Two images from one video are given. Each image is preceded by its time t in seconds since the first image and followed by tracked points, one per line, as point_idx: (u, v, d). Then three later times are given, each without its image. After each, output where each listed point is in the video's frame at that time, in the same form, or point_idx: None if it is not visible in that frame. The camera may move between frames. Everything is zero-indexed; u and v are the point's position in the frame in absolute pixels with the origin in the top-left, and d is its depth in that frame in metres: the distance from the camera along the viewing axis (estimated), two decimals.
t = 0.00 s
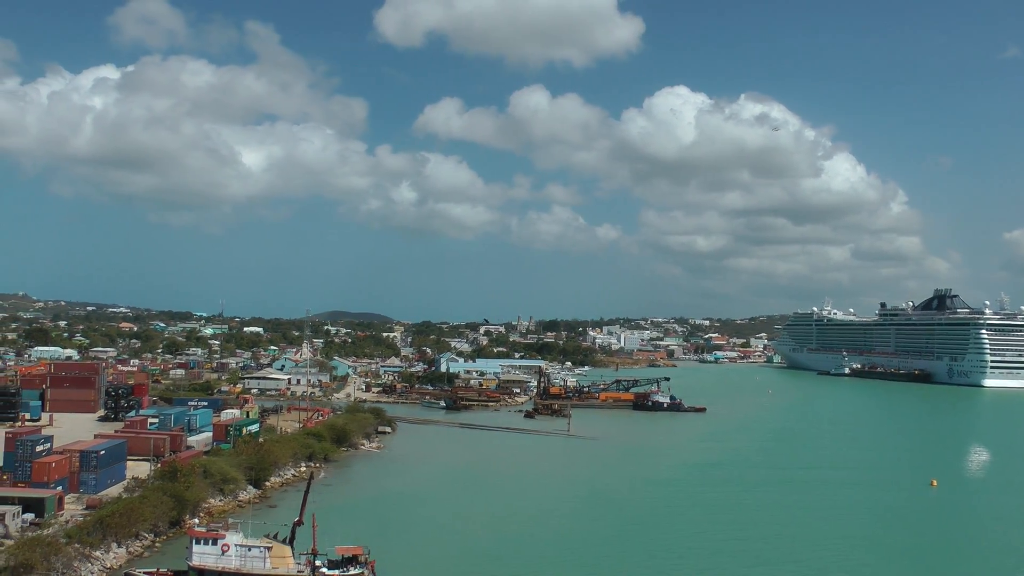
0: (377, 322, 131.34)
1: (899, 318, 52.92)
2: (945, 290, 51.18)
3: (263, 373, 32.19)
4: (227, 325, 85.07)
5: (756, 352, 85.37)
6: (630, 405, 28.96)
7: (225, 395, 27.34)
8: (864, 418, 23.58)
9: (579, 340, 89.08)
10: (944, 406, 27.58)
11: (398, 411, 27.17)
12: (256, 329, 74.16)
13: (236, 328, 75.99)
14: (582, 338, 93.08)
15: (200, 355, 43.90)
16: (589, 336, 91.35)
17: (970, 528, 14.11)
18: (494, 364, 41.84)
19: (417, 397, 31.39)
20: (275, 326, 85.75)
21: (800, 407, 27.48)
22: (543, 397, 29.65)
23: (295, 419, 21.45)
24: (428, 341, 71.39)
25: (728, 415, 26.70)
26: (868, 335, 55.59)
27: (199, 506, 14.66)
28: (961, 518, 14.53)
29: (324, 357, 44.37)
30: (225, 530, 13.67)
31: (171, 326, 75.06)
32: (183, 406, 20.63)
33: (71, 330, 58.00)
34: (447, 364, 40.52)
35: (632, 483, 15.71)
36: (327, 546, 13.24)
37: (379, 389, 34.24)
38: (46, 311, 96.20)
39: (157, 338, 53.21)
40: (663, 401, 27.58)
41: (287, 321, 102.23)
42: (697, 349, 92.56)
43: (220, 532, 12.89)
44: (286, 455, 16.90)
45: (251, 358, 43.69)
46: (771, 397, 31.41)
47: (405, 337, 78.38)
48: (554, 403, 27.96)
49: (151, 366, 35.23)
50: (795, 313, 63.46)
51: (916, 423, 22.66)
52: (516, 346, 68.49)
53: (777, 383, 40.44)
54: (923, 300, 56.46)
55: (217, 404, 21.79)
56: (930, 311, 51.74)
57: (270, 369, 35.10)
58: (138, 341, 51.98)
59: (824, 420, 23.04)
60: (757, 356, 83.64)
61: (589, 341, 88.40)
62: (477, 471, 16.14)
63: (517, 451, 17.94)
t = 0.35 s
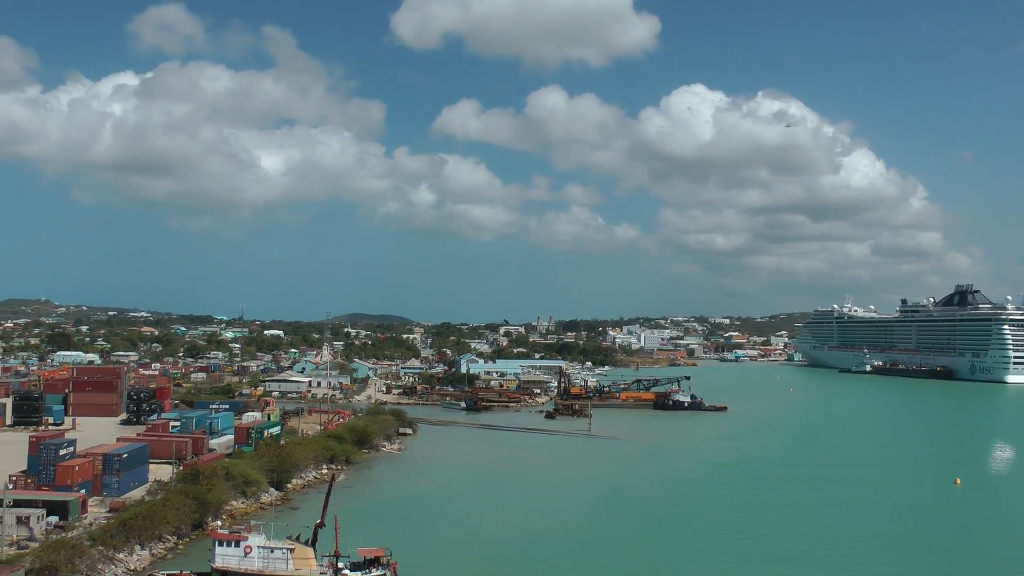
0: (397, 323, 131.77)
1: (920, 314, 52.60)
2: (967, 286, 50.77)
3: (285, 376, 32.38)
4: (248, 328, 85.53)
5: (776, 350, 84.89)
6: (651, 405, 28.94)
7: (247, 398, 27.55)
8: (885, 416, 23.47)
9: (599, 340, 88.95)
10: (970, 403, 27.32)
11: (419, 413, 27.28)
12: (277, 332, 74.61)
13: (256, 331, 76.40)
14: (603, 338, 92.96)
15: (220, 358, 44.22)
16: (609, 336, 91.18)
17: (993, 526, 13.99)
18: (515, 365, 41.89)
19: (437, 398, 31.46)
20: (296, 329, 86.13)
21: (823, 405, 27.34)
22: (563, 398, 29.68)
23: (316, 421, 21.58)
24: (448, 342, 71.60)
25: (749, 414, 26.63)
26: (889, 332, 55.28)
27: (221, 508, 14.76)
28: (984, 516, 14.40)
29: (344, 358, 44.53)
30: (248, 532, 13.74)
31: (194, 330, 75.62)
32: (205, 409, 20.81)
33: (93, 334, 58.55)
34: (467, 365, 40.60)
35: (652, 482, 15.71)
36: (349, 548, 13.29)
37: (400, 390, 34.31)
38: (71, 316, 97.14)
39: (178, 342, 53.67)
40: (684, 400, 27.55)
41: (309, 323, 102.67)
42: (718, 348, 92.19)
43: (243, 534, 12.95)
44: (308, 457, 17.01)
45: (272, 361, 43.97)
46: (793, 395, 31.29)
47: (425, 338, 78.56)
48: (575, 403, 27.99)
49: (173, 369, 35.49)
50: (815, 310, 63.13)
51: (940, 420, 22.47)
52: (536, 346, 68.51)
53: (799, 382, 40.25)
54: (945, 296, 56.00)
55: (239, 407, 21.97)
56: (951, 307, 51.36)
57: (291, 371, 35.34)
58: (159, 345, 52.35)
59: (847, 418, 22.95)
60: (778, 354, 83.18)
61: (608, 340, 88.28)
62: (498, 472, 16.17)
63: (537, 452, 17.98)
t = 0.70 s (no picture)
0: (415, 327, 132.07)
1: (941, 316, 52.28)
2: (988, 287, 50.41)
3: (305, 380, 32.55)
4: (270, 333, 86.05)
5: (796, 353, 84.44)
6: (671, 407, 28.92)
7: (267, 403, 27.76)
8: (907, 417, 23.33)
9: (619, 343, 88.85)
10: (996, 405, 27.07)
11: (439, 416, 27.38)
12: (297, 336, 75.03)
13: (275, 336, 76.80)
14: (622, 340, 92.87)
15: (241, 363, 44.56)
16: (628, 339, 91.05)
17: (1014, 528, 13.87)
18: (534, 368, 41.91)
19: (457, 401, 31.52)
20: (316, 334, 86.56)
21: (844, 406, 27.22)
22: (583, 401, 29.70)
23: (337, 425, 21.70)
24: (467, 346, 71.72)
25: (769, 415, 26.56)
26: (910, 334, 54.95)
27: (243, 512, 14.83)
28: (1005, 518, 14.28)
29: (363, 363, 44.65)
30: (270, 535, 13.79)
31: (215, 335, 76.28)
32: (225, 414, 21.00)
33: (115, 341, 59.09)
34: (487, 369, 40.67)
35: (671, 484, 15.72)
36: (370, 551, 13.34)
37: (420, 394, 34.41)
38: (94, 323, 97.94)
39: (198, 347, 54.08)
40: (704, 402, 27.51)
41: (328, 328, 103.04)
42: (737, 350, 91.83)
43: (265, 538, 12.99)
44: (329, 461, 17.10)
45: (291, 365, 44.25)
46: (816, 396, 31.18)
47: (443, 342, 78.70)
48: (594, 405, 28.01)
49: (194, 375, 35.73)
50: (834, 312, 62.78)
51: (963, 422, 22.28)
52: (555, 349, 68.59)
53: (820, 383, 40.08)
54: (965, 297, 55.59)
55: (259, 411, 22.09)
56: (972, 309, 51.00)
57: (311, 376, 35.57)
58: (180, 351, 52.74)
59: (869, 420, 22.84)
60: (798, 357, 82.69)
61: (627, 343, 88.17)
62: (518, 476, 16.19)
63: (557, 455, 18.00)
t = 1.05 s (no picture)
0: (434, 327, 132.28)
1: (963, 314, 51.92)
2: (1010, 286, 50.02)
3: (325, 380, 32.70)
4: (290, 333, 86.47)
5: (817, 352, 83.94)
6: (691, 407, 28.88)
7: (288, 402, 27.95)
8: (931, 417, 23.19)
9: (639, 342, 88.70)
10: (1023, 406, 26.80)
11: (459, 416, 27.48)
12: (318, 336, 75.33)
13: (294, 336, 77.18)
14: (642, 340, 92.69)
15: (261, 362, 44.85)
16: (648, 338, 90.89)
17: None
18: (554, 368, 41.92)
19: (478, 401, 31.56)
20: (337, 334, 86.88)
21: (867, 406, 27.06)
22: (603, 400, 29.70)
23: (357, 425, 21.81)
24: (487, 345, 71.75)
25: (790, 415, 26.47)
26: (931, 333, 54.60)
27: (263, 511, 14.92)
28: None
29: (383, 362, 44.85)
30: (291, 534, 13.84)
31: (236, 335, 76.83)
32: (246, 414, 21.19)
33: (136, 341, 59.66)
34: (507, 368, 40.72)
35: (691, 485, 15.69)
36: (391, 550, 13.37)
37: (439, 394, 34.47)
38: (119, 324, 98.71)
39: (219, 347, 54.43)
40: (724, 402, 27.45)
41: (349, 328, 103.43)
42: (758, 349, 91.44)
43: (285, 537, 13.00)
44: (349, 461, 17.18)
45: (311, 364, 44.49)
46: (838, 396, 31.01)
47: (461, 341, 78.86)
48: (614, 405, 28.02)
49: (215, 375, 35.97)
50: (855, 311, 62.40)
51: (988, 422, 22.07)
52: (574, 348, 68.56)
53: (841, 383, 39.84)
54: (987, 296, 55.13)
55: (279, 411, 22.23)
56: (995, 307, 50.60)
57: (331, 376, 35.77)
58: (200, 351, 53.15)
59: (892, 420, 22.69)
60: (819, 356, 82.21)
61: (648, 343, 88.01)
62: (539, 475, 16.22)
63: (577, 455, 18.02)
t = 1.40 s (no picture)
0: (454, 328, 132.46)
1: (986, 313, 51.60)
2: None
3: (345, 381, 32.88)
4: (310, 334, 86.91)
5: (838, 351, 83.48)
6: (713, 406, 28.87)
7: (308, 403, 28.15)
8: (955, 417, 23.04)
9: (659, 342, 88.55)
10: None
11: (480, 416, 27.59)
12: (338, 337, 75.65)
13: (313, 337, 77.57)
14: (662, 339, 92.54)
15: (282, 363, 45.09)
16: (668, 338, 90.73)
17: None
18: (574, 368, 41.94)
19: (498, 401, 31.64)
20: (357, 334, 87.20)
21: (890, 405, 26.90)
22: (624, 400, 29.70)
23: (378, 426, 21.92)
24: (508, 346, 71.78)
25: (812, 415, 26.41)
26: (953, 331, 54.29)
27: (285, 511, 15.00)
28: None
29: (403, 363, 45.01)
30: (312, 534, 13.89)
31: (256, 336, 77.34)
32: (266, 415, 21.37)
33: (158, 342, 60.21)
34: (527, 369, 40.79)
35: (712, 485, 15.66)
36: (412, 550, 13.42)
37: (460, 394, 34.50)
38: (142, 325, 99.57)
39: (240, 348, 54.82)
40: (745, 402, 27.41)
41: (386, 329, 104.03)
42: (778, 348, 91.11)
43: (306, 537, 12.98)
44: (370, 461, 17.27)
45: (332, 365, 44.74)
46: (861, 396, 30.83)
47: (481, 341, 78.91)
48: (635, 405, 28.04)
49: (236, 376, 36.23)
50: (876, 310, 62.11)
51: (1013, 422, 21.91)
52: (595, 349, 68.54)
53: (863, 382, 39.64)
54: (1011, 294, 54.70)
55: (300, 412, 22.42)
56: (1018, 306, 50.24)
57: (351, 377, 35.97)
58: (221, 352, 53.58)
59: (916, 419, 22.58)
60: (840, 355, 81.80)
61: (668, 343, 87.85)
62: (559, 476, 16.26)
63: (598, 456, 18.06)
